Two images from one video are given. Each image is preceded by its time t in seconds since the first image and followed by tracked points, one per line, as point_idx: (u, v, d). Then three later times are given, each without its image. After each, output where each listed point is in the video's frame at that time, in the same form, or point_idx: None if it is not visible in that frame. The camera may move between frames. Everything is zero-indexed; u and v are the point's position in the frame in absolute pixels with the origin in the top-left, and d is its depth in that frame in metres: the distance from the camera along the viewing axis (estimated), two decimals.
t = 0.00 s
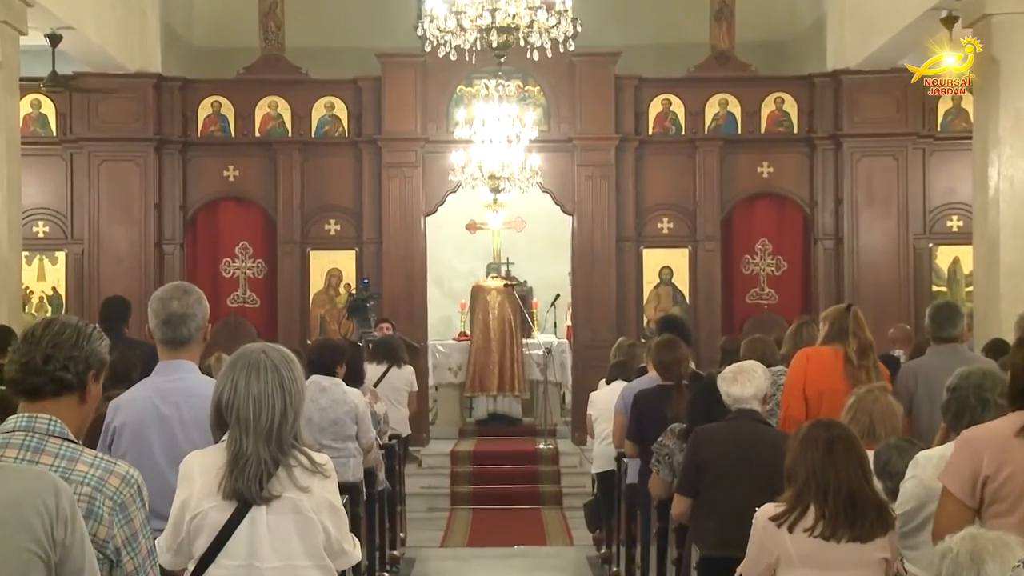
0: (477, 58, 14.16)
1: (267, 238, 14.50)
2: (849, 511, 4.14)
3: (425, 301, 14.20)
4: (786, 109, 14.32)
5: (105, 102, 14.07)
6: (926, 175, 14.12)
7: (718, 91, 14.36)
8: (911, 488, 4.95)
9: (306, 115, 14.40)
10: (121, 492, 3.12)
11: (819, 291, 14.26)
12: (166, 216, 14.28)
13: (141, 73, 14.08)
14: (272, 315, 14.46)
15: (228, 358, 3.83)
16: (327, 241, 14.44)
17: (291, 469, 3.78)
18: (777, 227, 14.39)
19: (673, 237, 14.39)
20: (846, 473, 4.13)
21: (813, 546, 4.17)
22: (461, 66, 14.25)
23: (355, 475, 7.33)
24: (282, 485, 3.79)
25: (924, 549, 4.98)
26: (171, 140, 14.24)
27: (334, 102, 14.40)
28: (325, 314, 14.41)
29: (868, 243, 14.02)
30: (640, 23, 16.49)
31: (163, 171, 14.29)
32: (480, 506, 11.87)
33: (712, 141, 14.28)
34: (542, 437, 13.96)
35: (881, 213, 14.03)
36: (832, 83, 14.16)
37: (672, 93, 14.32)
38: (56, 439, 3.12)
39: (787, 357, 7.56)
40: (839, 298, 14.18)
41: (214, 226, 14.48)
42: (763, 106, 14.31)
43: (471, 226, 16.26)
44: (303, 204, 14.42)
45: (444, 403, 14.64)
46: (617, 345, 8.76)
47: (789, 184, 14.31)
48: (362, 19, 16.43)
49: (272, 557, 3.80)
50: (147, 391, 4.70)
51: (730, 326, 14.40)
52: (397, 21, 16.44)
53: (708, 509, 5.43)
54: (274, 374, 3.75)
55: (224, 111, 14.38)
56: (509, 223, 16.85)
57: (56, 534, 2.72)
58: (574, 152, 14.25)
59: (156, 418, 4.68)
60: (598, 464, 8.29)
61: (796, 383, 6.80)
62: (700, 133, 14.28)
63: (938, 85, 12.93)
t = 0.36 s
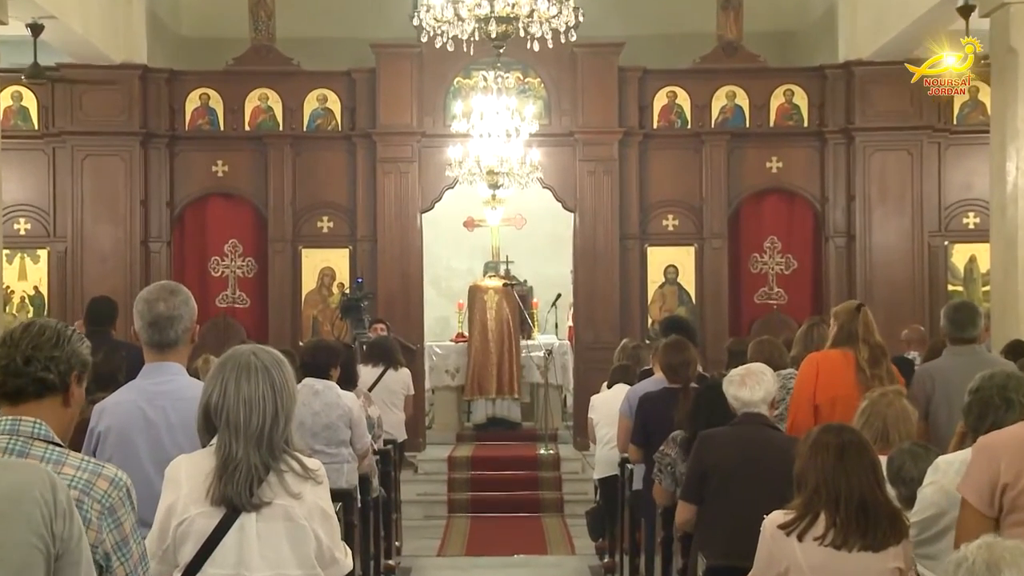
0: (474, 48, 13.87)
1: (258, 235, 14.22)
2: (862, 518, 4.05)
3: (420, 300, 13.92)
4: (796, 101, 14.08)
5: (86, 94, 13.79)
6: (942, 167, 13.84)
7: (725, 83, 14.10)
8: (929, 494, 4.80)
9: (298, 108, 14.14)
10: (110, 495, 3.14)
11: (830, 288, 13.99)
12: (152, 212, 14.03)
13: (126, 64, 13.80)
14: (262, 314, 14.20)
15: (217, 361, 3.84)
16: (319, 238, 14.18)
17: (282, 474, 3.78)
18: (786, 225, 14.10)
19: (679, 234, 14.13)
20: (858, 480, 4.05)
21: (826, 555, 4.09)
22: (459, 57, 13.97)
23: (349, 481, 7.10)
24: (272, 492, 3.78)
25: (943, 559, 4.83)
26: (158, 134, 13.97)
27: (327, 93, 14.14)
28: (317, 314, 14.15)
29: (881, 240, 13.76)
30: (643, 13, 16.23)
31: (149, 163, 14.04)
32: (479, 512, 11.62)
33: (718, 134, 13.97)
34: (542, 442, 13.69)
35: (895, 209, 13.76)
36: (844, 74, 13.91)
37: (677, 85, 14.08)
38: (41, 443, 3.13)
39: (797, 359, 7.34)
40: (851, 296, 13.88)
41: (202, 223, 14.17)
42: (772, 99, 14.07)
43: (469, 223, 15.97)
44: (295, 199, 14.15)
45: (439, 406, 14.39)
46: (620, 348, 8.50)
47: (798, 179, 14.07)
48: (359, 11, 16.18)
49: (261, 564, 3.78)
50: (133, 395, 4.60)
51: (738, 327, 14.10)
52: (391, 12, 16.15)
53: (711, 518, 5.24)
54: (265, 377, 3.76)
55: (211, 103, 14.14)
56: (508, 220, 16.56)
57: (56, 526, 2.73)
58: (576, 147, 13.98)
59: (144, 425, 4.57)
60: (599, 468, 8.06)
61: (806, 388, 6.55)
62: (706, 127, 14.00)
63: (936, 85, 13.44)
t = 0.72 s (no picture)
0: (472, 40, 13.54)
1: (248, 233, 13.77)
2: (872, 525, 3.97)
3: (416, 299, 13.48)
4: (806, 94, 13.70)
5: (71, 85, 13.34)
6: (957, 163, 13.52)
7: (733, 75, 13.72)
8: (948, 502, 4.57)
9: (290, 102, 13.71)
10: (92, 501, 3.08)
11: (841, 289, 13.62)
12: (138, 209, 13.57)
13: (110, 55, 13.36)
14: (252, 315, 13.76)
15: (198, 364, 3.63)
16: (311, 236, 13.75)
17: (267, 479, 3.54)
18: (795, 221, 13.73)
19: (684, 232, 13.77)
20: (868, 486, 3.98)
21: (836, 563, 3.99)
22: (456, 48, 13.61)
23: (342, 488, 6.79)
24: (256, 497, 3.54)
25: (959, 569, 4.57)
26: (143, 128, 13.51)
27: (319, 86, 13.72)
28: (309, 315, 13.70)
29: (894, 238, 13.38)
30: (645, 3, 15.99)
31: (135, 160, 13.57)
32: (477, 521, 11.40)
33: (724, 128, 13.62)
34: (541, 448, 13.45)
35: (908, 206, 13.39)
36: (856, 65, 13.53)
37: (682, 77, 13.70)
38: (21, 447, 3.10)
39: (807, 362, 7.11)
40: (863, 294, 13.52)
41: (190, 220, 13.74)
42: (781, 92, 13.69)
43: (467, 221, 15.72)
44: (286, 195, 13.71)
45: (437, 412, 14.17)
46: (624, 349, 8.30)
47: (809, 175, 13.69)
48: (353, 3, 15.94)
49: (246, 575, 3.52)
50: (117, 398, 4.42)
51: (746, 328, 13.74)
52: (387, 3, 15.88)
53: (716, 526, 5.15)
54: (250, 379, 3.54)
55: (200, 96, 13.66)
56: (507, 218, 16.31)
57: (33, 539, 2.68)
58: (577, 142, 13.64)
59: (128, 425, 4.39)
60: (602, 473, 7.87)
61: (812, 394, 6.51)
62: (712, 121, 13.64)
63: (937, 85, 13.41)
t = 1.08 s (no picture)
0: (470, 30, 13.21)
1: (237, 231, 13.40)
2: (884, 532, 3.89)
3: (411, 298, 13.17)
4: (816, 86, 13.33)
5: (53, 77, 12.96)
6: (973, 159, 13.20)
7: (738, 67, 13.36)
8: (964, 510, 4.33)
9: (281, 94, 13.32)
10: (74, 507, 2.84)
11: (852, 287, 13.26)
12: (123, 204, 13.22)
13: (95, 45, 12.99)
14: (242, 316, 13.35)
15: (172, 365, 3.40)
16: (304, 233, 13.35)
17: (248, 486, 3.33)
18: (804, 219, 13.39)
19: (689, 229, 13.38)
20: (882, 493, 3.89)
21: None
22: (454, 39, 13.27)
23: (337, 493, 6.56)
24: (236, 504, 3.33)
25: None
26: (128, 122, 13.13)
27: (311, 78, 13.33)
28: (301, 315, 13.34)
29: (907, 235, 13.02)
30: None
31: (120, 155, 13.20)
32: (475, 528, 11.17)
33: (727, 121, 13.23)
34: (541, 453, 13.21)
35: (921, 203, 13.03)
36: (867, 56, 13.19)
37: (688, 69, 13.32)
38: None
39: (817, 364, 6.90)
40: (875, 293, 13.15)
41: (178, 217, 13.35)
42: (791, 83, 13.32)
43: (464, 218, 15.48)
44: (276, 192, 13.31)
45: (433, 415, 13.84)
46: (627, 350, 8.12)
47: (819, 171, 13.33)
48: None
49: None
50: (101, 402, 4.30)
51: (754, 329, 13.37)
52: None
53: (719, 534, 5.02)
54: (230, 382, 3.32)
55: (187, 89, 13.27)
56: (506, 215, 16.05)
57: None
58: (579, 136, 13.27)
59: (113, 431, 4.28)
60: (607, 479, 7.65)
61: (817, 397, 6.22)
62: (718, 115, 13.26)
63: (937, 85, 13.04)
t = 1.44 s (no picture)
0: (468, 21, 12.92)
1: (226, 228, 13.12)
2: (897, 544, 3.66)
3: (406, 297, 12.90)
4: (825, 78, 13.01)
5: (37, 69, 12.68)
6: (990, 155, 12.96)
7: (746, 59, 13.05)
8: (981, 519, 4.18)
9: (272, 87, 13.04)
10: (55, 516, 2.54)
11: (864, 284, 12.98)
12: (107, 199, 12.94)
13: (80, 35, 12.70)
14: (231, 315, 13.11)
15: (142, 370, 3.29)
16: (296, 230, 13.10)
17: (222, 493, 3.19)
18: (814, 216, 13.10)
19: (694, 226, 13.12)
20: (895, 503, 3.67)
21: None
22: (451, 29, 12.99)
23: (331, 498, 6.34)
24: (209, 512, 3.18)
25: None
26: (113, 115, 12.86)
27: (303, 70, 13.06)
28: (293, 316, 13.09)
29: (922, 233, 12.74)
30: None
31: (104, 148, 12.93)
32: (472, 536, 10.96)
33: (734, 114, 12.96)
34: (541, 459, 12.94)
35: (936, 197, 12.74)
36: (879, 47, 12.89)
37: (693, 61, 13.05)
38: None
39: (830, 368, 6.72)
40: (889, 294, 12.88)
41: (164, 215, 13.07)
42: (800, 76, 13.01)
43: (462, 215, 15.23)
44: (267, 188, 13.05)
45: (429, 420, 13.67)
46: (630, 352, 7.91)
47: (828, 165, 13.05)
48: None
49: None
50: (86, 406, 4.15)
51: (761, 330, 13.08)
52: None
53: (726, 538, 4.88)
54: (205, 384, 3.22)
55: (175, 81, 13.01)
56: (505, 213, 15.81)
57: None
58: (581, 129, 13.00)
59: (99, 438, 4.11)
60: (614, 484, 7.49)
61: (827, 401, 6.00)
62: (725, 108, 12.98)
63: (937, 85, 12.72)
